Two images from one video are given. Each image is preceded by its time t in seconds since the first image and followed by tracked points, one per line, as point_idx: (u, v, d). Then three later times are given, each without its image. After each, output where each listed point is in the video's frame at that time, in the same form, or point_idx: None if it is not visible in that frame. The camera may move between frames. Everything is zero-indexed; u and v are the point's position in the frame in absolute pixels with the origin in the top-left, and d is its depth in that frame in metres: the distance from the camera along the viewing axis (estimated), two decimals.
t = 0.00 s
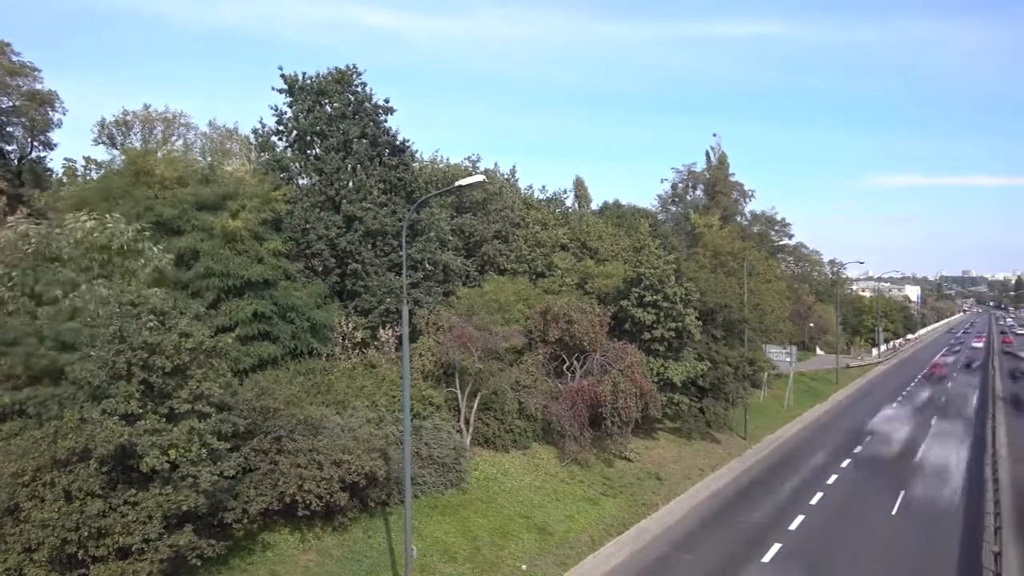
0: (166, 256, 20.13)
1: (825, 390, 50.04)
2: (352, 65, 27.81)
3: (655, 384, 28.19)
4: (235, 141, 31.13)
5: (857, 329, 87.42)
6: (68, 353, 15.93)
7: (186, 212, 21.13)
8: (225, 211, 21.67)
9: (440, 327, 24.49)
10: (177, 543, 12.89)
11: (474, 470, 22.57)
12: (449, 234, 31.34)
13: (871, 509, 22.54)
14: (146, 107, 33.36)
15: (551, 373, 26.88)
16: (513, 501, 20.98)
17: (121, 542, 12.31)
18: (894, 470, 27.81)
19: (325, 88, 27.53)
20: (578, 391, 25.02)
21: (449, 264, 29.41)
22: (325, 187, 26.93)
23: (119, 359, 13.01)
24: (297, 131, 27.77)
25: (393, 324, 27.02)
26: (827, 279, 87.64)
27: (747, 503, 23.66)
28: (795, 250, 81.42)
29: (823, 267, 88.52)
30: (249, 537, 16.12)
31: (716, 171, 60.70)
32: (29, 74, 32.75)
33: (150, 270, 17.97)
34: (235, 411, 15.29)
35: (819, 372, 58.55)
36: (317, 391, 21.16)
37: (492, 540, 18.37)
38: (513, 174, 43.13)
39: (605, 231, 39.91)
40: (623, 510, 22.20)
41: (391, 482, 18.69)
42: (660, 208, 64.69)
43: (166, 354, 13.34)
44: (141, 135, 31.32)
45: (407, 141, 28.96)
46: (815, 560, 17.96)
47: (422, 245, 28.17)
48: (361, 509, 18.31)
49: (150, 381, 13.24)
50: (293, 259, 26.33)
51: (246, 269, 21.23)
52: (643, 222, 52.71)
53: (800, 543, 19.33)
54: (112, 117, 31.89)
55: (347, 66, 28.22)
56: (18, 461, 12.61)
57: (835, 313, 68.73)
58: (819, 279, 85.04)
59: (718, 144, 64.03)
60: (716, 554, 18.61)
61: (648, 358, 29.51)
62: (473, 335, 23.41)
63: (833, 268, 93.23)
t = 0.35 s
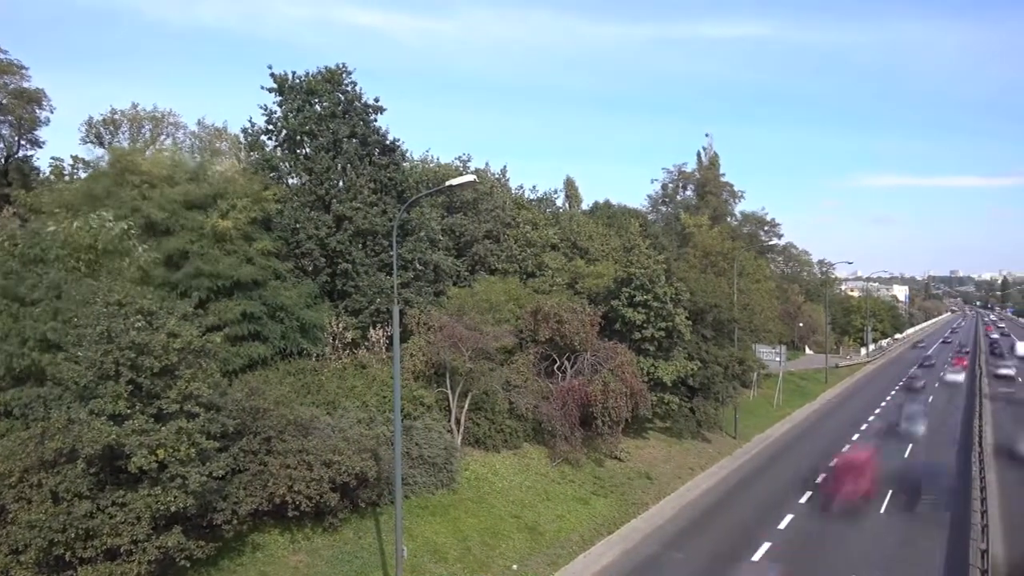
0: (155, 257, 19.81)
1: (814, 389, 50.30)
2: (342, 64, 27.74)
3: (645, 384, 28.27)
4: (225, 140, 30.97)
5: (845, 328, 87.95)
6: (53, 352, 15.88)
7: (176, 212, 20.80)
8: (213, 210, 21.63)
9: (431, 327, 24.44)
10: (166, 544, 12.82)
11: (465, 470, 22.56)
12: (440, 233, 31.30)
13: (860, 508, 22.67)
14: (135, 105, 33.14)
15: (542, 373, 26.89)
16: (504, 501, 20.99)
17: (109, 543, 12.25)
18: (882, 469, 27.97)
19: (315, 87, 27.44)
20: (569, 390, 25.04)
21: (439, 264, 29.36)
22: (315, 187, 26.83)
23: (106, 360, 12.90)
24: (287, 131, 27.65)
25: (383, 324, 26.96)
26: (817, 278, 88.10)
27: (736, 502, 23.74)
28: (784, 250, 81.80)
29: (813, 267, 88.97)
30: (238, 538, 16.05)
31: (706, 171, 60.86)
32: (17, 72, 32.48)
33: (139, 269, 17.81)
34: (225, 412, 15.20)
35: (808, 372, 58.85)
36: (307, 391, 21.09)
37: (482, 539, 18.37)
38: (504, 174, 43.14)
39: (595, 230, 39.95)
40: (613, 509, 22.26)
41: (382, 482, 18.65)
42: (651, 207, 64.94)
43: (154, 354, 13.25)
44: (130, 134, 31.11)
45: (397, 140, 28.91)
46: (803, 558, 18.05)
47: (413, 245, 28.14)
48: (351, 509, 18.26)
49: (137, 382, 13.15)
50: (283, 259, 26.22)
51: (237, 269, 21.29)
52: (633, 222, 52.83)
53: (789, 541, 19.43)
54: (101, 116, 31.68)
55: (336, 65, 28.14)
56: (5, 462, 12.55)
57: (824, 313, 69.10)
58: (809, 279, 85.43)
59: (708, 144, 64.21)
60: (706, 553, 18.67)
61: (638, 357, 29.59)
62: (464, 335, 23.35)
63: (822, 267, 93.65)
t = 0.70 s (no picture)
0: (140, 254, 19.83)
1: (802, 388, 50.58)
2: (331, 63, 27.64)
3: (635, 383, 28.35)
4: (213, 139, 30.79)
5: (834, 328, 88.46)
6: (39, 352, 15.77)
7: (159, 208, 20.98)
8: (200, 209, 21.45)
9: (420, 327, 24.37)
10: (154, 545, 12.73)
11: (455, 470, 22.53)
12: (430, 233, 31.25)
13: (848, 506, 22.79)
14: (122, 104, 32.90)
15: (532, 372, 26.90)
16: (494, 501, 20.99)
17: (95, 545, 12.20)
18: (870, 468, 28.13)
19: (303, 86, 27.35)
20: (559, 390, 25.03)
21: (429, 264, 29.29)
22: (304, 186, 26.71)
23: (93, 360, 12.80)
24: (275, 130, 27.53)
25: (372, 324, 26.92)
26: (805, 278, 88.57)
27: (725, 500, 23.82)
28: (773, 250, 82.22)
29: (801, 267, 89.45)
30: (227, 539, 15.97)
31: (695, 172, 61.03)
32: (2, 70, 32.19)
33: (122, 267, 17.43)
34: (213, 412, 15.12)
35: (796, 371, 59.17)
36: (296, 392, 21.01)
37: (472, 539, 18.36)
38: (494, 174, 43.18)
39: (585, 230, 40.00)
40: (603, 509, 22.31)
41: (372, 482, 18.60)
42: (641, 207, 66.02)
43: (142, 354, 13.16)
44: (116, 133, 30.89)
45: (387, 140, 28.85)
46: (792, 557, 18.12)
47: (402, 244, 28.10)
48: (341, 510, 18.22)
49: (124, 383, 13.06)
50: (271, 259, 26.12)
51: (223, 267, 21.03)
52: (622, 222, 52.95)
53: (777, 540, 19.51)
54: (87, 114, 31.44)
55: (325, 64, 28.04)
56: None
57: (813, 312, 69.47)
58: (797, 278, 85.85)
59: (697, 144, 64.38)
60: (696, 552, 18.71)
61: (628, 357, 29.68)
62: (454, 334, 23.31)
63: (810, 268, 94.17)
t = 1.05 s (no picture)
0: (129, 254, 19.73)
1: (791, 388, 50.84)
2: (321, 62, 27.53)
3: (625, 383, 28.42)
4: (202, 138, 30.63)
5: (822, 327, 88.91)
6: (27, 352, 15.69)
7: (150, 209, 20.82)
8: (189, 208, 21.27)
9: (411, 327, 24.31)
10: (142, 547, 12.67)
11: (446, 470, 22.52)
12: (420, 233, 31.20)
13: (837, 504, 22.91)
14: (110, 103, 32.69)
15: (523, 372, 26.89)
16: (485, 501, 20.99)
17: (83, 547, 12.13)
18: (858, 466, 28.29)
19: (293, 85, 27.23)
20: (550, 390, 24.92)
21: (420, 264, 29.17)
22: (294, 185, 26.56)
23: (81, 361, 12.70)
24: (265, 129, 27.41)
25: (363, 324, 26.86)
26: (794, 278, 89.02)
27: (715, 499, 23.90)
28: (762, 249, 82.60)
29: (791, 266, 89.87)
30: (217, 540, 15.89)
31: (685, 172, 61.19)
32: None
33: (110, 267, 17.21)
34: (201, 413, 15.03)
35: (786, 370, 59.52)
36: (286, 392, 20.91)
37: (463, 539, 18.35)
38: (485, 174, 43.35)
39: (576, 230, 40.04)
40: (594, 508, 22.35)
41: (362, 483, 18.56)
42: (631, 207, 66.20)
43: (130, 355, 13.08)
44: (105, 132, 30.69)
45: (377, 139, 28.77)
46: (782, 555, 18.20)
47: (392, 244, 28.07)
48: (331, 510, 18.17)
49: (113, 383, 12.96)
50: (261, 259, 26.05)
51: (211, 267, 20.80)
52: (612, 222, 53.04)
53: (767, 538, 19.59)
54: (75, 113, 31.20)
55: (315, 64, 27.93)
56: None
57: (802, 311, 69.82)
58: (787, 278, 86.24)
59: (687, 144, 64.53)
60: (687, 551, 18.74)
61: (618, 357, 29.75)
62: (444, 334, 23.26)
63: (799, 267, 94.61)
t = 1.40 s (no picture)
0: (116, 254, 19.62)
1: (780, 387, 51.09)
2: (310, 61, 27.42)
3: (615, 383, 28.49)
4: (190, 137, 30.44)
5: (810, 327, 89.42)
6: (12, 352, 15.59)
7: (137, 208, 20.74)
8: (176, 208, 21.18)
9: (401, 327, 24.24)
10: (129, 548, 12.60)
11: (436, 470, 22.48)
12: (410, 233, 31.14)
13: (825, 503, 23.04)
14: (97, 102, 32.39)
15: (513, 372, 26.91)
16: (474, 500, 20.97)
17: (69, 549, 12.07)
18: (846, 465, 28.49)
19: (282, 84, 27.11)
20: (540, 389, 24.93)
21: (409, 264, 29.15)
22: (283, 185, 26.54)
23: (67, 361, 12.60)
24: (253, 128, 27.24)
25: (352, 324, 26.83)
26: (783, 277, 89.46)
27: (705, 498, 23.99)
28: (750, 249, 82.96)
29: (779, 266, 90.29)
30: (205, 541, 15.79)
31: (674, 172, 61.37)
32: None
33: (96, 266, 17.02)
34: (189, 413, 14.94)
35: (774, 370, 59.84)
36: (275, 392, 20.82)
37: (453, 539, 18.34)
38: (474, 173, 43.24)
39: (565, 230, 40.08)
40: (583, 507, 22.38)
41: (351, 483, 18.49)
42: (621, 207, 66.07)
43: (117, 355, 12.97)
44: (92, 131, 30.41)
45: (366, 139, 28.71)
46: (771, 554, 18.29)
47: (382, 244, 28.04)
48: (320, 511, 18.10)
49: (99, 384, 12.86)
50: (250, 258, 25.93)
51: (199, 267, 20.65)
52: (602, 222, 53.13)
53: (755, 537, 19.69)
54: (61, 111, 30.86)
55: (304, 62, 27.82)
56: None
57: (790, 311, 70.17)
58: (775, 278, 86.61)
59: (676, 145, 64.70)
60: (676, 550, 18.80)
61: (608, 356, 29.78)
62: (434, 334, 23.17)
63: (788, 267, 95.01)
